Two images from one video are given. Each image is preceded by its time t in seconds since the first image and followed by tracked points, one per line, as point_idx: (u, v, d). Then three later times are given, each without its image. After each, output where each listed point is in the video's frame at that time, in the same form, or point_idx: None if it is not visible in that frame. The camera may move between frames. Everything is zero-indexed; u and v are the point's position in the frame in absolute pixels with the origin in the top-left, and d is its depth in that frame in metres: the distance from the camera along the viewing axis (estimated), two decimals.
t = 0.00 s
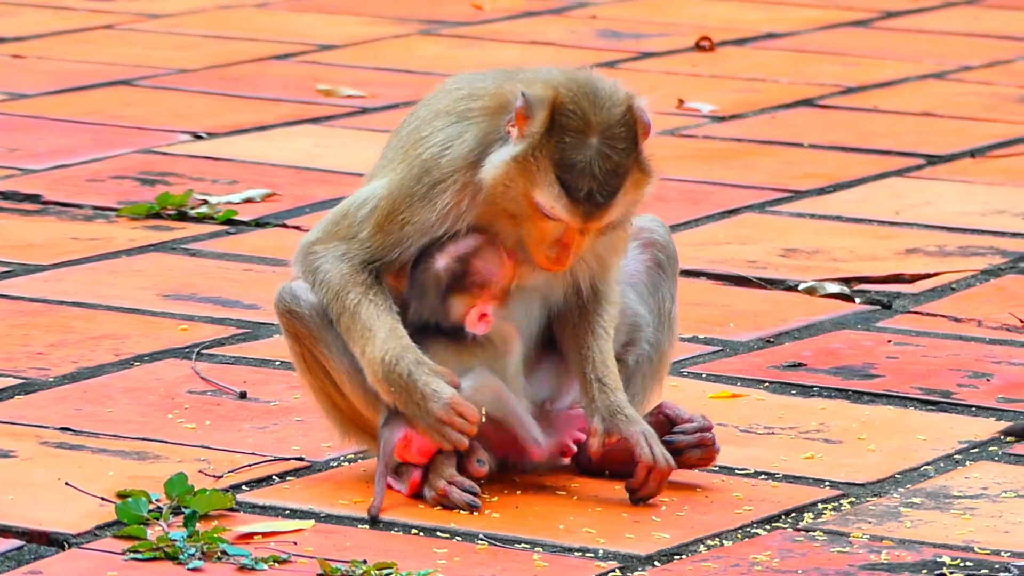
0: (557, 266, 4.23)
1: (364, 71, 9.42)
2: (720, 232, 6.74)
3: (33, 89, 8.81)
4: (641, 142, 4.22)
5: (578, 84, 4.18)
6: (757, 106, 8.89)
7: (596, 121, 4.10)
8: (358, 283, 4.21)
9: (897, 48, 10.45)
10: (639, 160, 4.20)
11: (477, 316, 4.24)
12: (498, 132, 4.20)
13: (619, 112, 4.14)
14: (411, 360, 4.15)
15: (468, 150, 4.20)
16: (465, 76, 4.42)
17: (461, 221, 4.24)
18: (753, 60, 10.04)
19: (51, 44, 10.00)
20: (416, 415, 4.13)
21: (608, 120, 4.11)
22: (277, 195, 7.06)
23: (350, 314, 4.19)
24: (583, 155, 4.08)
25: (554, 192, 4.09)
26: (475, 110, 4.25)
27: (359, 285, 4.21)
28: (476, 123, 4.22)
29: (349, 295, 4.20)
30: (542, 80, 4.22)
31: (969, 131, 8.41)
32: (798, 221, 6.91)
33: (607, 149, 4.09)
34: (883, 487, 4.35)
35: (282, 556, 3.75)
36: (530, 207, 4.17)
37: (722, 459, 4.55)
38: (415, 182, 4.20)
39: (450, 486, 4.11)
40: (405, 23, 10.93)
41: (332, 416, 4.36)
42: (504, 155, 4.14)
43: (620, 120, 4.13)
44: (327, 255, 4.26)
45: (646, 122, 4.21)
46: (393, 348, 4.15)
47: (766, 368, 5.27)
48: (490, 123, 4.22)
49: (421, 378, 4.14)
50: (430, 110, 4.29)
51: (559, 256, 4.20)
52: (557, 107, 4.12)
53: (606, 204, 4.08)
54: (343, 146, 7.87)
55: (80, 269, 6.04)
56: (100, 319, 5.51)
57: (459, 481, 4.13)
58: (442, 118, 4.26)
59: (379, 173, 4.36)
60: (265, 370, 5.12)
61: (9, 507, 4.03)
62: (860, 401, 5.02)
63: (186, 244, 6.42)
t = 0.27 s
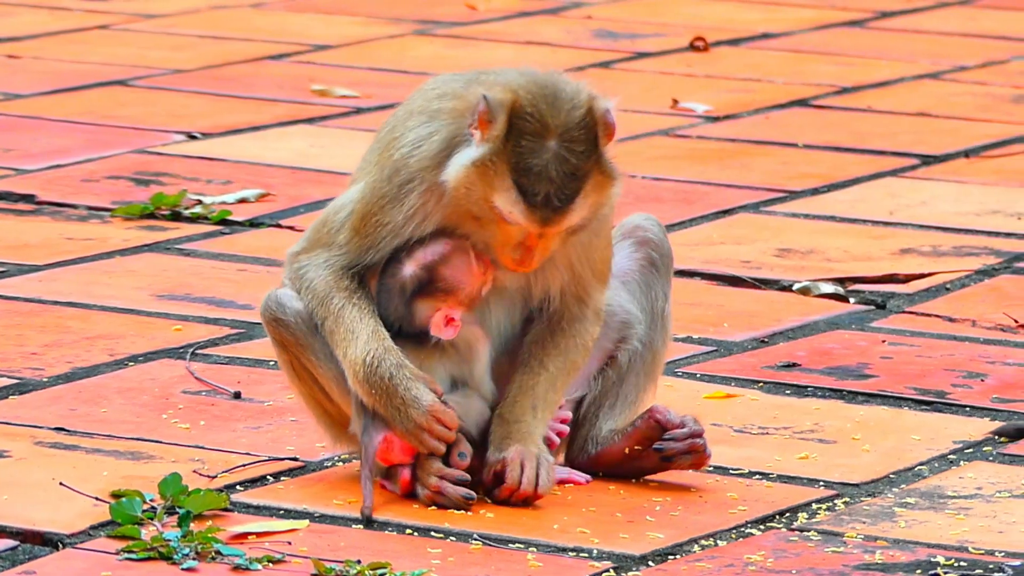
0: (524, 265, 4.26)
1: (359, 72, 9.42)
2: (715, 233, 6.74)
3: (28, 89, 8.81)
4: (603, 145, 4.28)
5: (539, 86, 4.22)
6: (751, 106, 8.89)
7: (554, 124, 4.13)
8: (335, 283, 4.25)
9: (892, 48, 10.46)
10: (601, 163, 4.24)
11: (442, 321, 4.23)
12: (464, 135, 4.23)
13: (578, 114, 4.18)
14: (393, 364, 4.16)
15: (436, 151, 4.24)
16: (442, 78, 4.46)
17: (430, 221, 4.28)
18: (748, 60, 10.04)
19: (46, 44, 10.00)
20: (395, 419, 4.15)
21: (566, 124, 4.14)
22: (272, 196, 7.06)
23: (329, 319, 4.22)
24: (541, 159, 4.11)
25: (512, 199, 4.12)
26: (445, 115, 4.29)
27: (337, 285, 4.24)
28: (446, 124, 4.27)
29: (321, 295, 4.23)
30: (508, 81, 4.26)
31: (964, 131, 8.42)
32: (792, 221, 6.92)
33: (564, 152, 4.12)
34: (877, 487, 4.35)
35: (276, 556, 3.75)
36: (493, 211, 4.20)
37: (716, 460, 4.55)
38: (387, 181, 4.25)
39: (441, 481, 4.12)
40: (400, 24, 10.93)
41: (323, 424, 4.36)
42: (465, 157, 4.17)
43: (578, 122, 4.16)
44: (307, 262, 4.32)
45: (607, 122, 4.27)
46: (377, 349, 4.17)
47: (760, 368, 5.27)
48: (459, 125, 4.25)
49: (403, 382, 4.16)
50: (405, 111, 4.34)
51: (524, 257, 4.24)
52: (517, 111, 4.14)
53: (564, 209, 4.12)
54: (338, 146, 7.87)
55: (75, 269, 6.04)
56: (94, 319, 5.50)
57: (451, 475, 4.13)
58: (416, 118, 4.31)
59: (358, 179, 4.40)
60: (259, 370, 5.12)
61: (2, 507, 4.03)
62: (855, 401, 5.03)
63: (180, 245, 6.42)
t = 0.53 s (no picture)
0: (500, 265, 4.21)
1: (353, 72, 9.42)
2: (708, 232, 6.75)
3: (22, 89, 8.81)
4: (573, 141, 4.23)
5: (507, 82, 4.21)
6: (745, 106, 8.89)
7: (518, 118, 4.12)
8: (319, 287, 4.28)
9: (886, 48, 10.47)
10: (570, 157, 4.20)
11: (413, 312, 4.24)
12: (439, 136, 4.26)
13: (545, 109, 4.15)
14: (377, 369, 4.16)
15: (412, 152, 4.27)
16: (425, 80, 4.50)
17: (413, 225, 4.29)
18: (742, 60, 10.05)
19: (40, 44, 9.99)
20: (383, 423, 4.14)
21: (531, 117, 4.12)
22: (266, 196, 7.06)
23: (314, 324, 4.23)
24: (505, 152, 4.10)
25: (478, 192, 4.10)
26: (422, 116, 4.32)
27: (319, 288, 4.27)
28: (422, 124, 4.30)
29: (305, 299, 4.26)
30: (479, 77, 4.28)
31: (957, 131, 8.43)
32: (786, 221, 6.93)
33: (528, 145, 4.10)
34: (871, 487, 4.35)
35: (270, 556, 3.75)
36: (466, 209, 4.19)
37: (710, 460, 4.56)
38: (369, 184, 4.30)
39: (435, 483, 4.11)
40: (394, 24, 10.94)
41: (316, 428, 4.35)
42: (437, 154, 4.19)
43: (544, 116, 4.14)
44: (294, 271, 4.36)
45: (577, 117, 4.21)
46: (363, 355, 4.17)
47: (754, 369, 5.28)
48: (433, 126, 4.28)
49: (388, 387, 4.15)
50: (388, 114, 4.39)
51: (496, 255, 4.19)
52: (480, 106, 4.15)
53: (531, 202, 4.07)
54: (331, 146, 7.87)
55: (68, 269, 6.04)
56: (88, 318, 5.50)
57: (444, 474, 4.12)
58: (397, 121, 4.35)
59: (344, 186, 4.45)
60: (253, 370, 5.12)
61: None
62: (848, 401, 5.03)
63: (174, 244, 6.42)
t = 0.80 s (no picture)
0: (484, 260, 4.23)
1: (349, 72, 9.42)
2: (705, 233, 6.75)
3: (19, 89, 8.81)
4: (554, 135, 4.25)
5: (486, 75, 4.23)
6: (742, 107, 8.90)
7: (496, 110, 4.14)
8: (311, 287, 4.28)
9: (882, 49, 10.47)
10: (549, 150, 4.21)
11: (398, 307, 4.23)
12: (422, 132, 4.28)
13: (523, 101, 4.17)
14: (372, 368, 4.15)
15: (399, 150, 4.29)
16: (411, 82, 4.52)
17: (399, 224, 4.31)
18: (738, 61, 10.05)
19: (36, 44, 9.99)
20: (378, 424, 4.13)
21: (508, 108, 4.14)
22: (262, 196, 7.06)
23: (304, 324, 4.23)
24: (481, 144, 4.11)
25: (456, 183, 4.11)
26: (408, 115, 4.34)
27: (316, 292, 4.26)
28: (408, 123, 4.32)
29: (293, 297, 4.27)
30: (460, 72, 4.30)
31: (954, 132, 8.43)
32: (783, 221, 6.93)
33: (503, 137, 4.12)
34: (867, 487, 4.36)
35: (267, 556, 3.75)
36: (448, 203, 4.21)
37: (707, 461, 4.56)
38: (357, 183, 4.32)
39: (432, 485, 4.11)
40: (391, 24, 10.94)
41: (313, 428, 4.36)
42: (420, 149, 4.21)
43: (521, 107, 4.16)
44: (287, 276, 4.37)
45: (559, 109, 4.23)
46: (358, 356, 4.16)
47: (751, 369, 5.28)
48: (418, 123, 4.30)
49: (382, 387, 4.14)
50: (377, 117, 4.42)
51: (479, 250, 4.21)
52: (457, 99, 4.16)
53: (508, 192, 4.09)
54: (328, 147, 7.88)
55: (65, 269, 6.04)
56: (85, 319, 5.50)
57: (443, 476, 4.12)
58: (385, 121, 4.38)
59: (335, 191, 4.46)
60: (249, 370, 5.12)
61: None
62: (845, 402, 5.03)
63: (171, 245, 6.42)
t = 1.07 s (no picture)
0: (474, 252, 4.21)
1: (349, 72, 9.42)
2: (704, 233, 6.75)
3: (18, 89, 8.81)
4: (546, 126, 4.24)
5: (479, 64, 4.22)
6: (741, 107, 8.90)
7: (483, 96, 4.14)
8: (312, 289, 4.29)
9: (881, 49, 10.48)
10: (537, 139, 4.21)
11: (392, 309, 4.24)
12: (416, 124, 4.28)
13: (514, 91, 4.16)
14: (372, 368, 4.13)
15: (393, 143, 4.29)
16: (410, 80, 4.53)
17: (397, 223, 4.32)
18: (737, 61, 10.06)
19: (36, 44, 10.00)
20: (378, 424, 4.12)
21: (497, 94, 4.14)
22: (262, 196, 7.07)
23: (304, 324, 4.23)
24: (469, 130, 4.11)
25: (443, 171, 4.11)
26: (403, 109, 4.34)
27: (315, 294, 4.27)
28: (403, 116, 4.32)
29: (292, 298, 4.28)
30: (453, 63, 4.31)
31: (953, 133, 8.44)
32: (783, 222, 6.93)
33: (491, 122, 4.12)
34: (867, 488, 4.36)
35: (266, 556, 3.75)
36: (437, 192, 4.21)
37: (705, 461, 4.56)
38: (355, 182, 4.33)
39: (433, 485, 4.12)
40: (390, 24, 10.94)
41: (311, 429, 4.35)
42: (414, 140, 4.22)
43: (511, 94, 4.16)
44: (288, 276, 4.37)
45: (550, 103, 4.22)
46: (358, 355, 4.15)
47: (750, 369, 5.28)
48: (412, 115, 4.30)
49: (383, 387, 4.12)
50: (374, 115, 4.43)
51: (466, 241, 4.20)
52: (447, 86, 4.17)
53: (492, 178, 4.09)
54: (328, 146, 7.88)
55: (65, 268, 6.05)
56: (85, 318, 5.51)
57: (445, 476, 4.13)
58: (381, 118, 4.39)
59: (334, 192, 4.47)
60: (249, 370, 5.12)
61: None
62: (844, 402, 5.04)
63: (171, 244, 6.42)
